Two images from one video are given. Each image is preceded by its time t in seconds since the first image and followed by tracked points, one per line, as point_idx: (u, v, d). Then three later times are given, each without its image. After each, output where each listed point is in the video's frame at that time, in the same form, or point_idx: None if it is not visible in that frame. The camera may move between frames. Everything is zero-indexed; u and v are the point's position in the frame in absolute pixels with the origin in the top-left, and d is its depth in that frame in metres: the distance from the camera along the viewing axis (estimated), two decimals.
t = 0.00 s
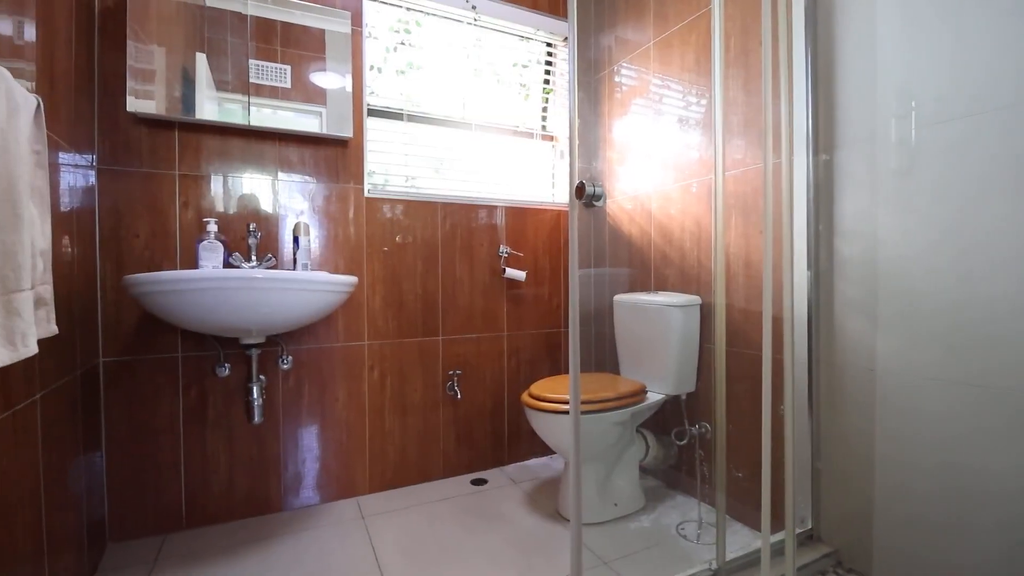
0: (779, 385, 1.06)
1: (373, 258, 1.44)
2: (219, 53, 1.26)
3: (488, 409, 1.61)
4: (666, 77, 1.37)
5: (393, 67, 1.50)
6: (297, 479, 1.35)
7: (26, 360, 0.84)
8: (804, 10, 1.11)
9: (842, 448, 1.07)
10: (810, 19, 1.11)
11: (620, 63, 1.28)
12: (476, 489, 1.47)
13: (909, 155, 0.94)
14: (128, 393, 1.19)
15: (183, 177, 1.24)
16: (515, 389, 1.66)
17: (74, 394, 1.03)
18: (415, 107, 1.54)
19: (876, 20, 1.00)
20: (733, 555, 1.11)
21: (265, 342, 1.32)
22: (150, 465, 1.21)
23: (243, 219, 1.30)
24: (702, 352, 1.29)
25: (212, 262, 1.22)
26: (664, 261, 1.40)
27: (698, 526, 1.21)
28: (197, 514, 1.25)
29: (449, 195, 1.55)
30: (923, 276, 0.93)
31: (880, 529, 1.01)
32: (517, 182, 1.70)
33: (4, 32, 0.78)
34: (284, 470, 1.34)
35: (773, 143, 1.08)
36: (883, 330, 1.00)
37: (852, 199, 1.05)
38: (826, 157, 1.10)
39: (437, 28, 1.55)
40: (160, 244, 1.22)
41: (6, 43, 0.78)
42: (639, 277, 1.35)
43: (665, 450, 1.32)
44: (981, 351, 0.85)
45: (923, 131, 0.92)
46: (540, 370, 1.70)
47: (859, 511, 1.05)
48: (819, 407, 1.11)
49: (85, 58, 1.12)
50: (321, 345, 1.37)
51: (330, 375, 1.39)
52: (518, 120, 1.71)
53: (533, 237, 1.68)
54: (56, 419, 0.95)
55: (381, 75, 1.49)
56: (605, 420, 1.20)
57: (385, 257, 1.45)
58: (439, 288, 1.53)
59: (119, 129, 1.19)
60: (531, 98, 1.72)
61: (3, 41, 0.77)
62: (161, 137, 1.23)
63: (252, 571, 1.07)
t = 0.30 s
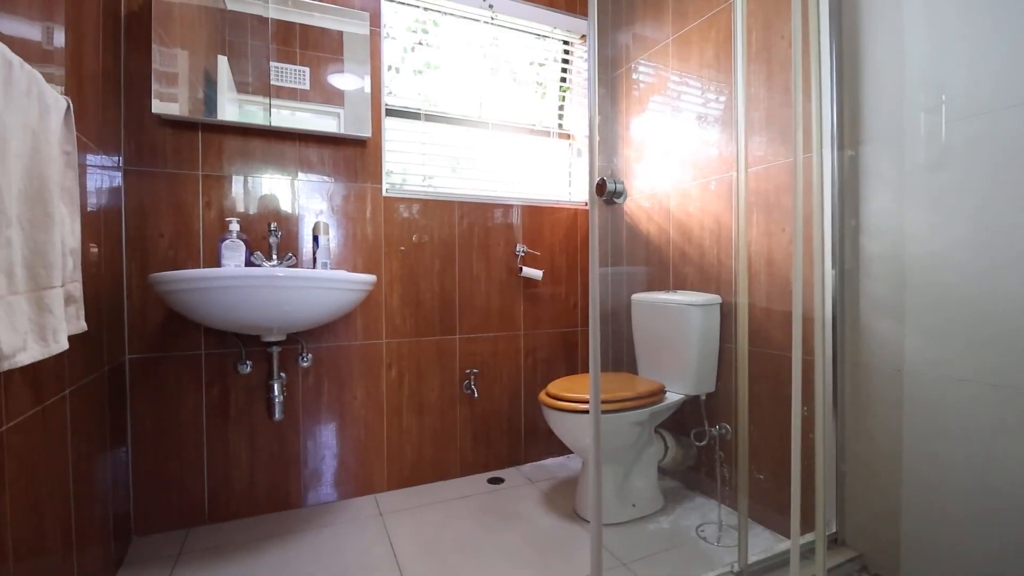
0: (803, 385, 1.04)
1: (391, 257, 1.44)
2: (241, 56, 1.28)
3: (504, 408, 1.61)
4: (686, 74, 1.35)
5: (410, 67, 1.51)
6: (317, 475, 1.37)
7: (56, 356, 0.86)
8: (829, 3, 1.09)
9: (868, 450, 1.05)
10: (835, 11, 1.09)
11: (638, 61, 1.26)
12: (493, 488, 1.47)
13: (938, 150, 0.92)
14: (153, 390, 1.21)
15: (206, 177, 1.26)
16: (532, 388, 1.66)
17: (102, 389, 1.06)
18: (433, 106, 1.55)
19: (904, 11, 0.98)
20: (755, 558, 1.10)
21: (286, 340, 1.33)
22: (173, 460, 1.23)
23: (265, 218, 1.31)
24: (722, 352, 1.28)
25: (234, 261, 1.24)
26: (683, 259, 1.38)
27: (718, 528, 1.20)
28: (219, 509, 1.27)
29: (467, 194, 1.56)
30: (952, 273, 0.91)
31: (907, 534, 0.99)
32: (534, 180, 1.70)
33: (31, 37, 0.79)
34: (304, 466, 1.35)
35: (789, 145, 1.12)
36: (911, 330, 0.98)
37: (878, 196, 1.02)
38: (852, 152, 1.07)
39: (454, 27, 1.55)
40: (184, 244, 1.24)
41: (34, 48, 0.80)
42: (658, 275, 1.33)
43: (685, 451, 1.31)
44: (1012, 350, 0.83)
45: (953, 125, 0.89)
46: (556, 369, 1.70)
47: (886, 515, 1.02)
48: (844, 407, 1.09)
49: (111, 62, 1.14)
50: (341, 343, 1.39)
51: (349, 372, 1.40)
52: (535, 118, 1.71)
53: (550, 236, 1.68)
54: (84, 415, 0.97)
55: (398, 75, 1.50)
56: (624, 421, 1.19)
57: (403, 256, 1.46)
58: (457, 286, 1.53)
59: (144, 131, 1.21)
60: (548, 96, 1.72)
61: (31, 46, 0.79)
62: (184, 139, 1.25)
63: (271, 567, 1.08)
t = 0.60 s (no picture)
0: (827, 387, 1.02)
1: (408, 256, 1.45)
2: (260, 59, 1.30)
3: (520, 408, 1.61)
4: (704, 71, 1.33)
5: (427, 67, 1.52)
6: (335, 473, 1.38)
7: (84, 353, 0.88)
8: None
9: (894, 455, 1.02)
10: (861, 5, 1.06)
11: (655, 58, 1.23)
12: (510, 488, 1.46)
13: (967, 146, 0.88)
14: (176, 387, 1.23)
15: (227, 179, 1.28)
16: (548, 388, 1.65)
17: (126, 387, 1.08)
18: (449, 106, 1.55)
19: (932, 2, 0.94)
20: (777, 562, 1.08)
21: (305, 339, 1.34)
22: (195, 457, 1.25)
23: (284, 219, 1.33)
24: (741, 353, 1.27)
25: (254, 261, 1.25)
26: (702, 259, 1.36)
27: (738, 532, 1.18)
28: (238, 506, 1.29)
29: (482, 194, 1.56)
30: (981, 274, 0.87)
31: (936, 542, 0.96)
32: (550, 180, 1.70)
33: (58, 42, 0.81)
34: (322, 464, 1.36)
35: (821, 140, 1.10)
36: (939, 332, 0.94)
37: (904, 194, 0.99)
38: (878, 149, 1.04)
39: (470, 27, 1.56)
40: (206, 244, 1.26)
41: (61, 53, 0.82)
42: (677, 274, 1.32)
43: (703, 453, 1.29)
44: None
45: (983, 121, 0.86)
46: (572, 369, 1.69)
47: (913, 522, 0.99)
48: (869, 410, 1.06)
49: (135, 66, 1.16)
50: (358, 342, 1.39)
51: (367, 371, 1.41)
52: (551, 118, 1.71)
53: (566, 235, 1.67)
54: (110, 411, 0.99)
55: (415, 76, 1.50)
56: (642, 421, 1.18)
57: (419, 256, 1.46)
58: (473, 286, 1.54)
59: (167, 133, 1.23)
60: (564, 94, 1.71)
61: (58, 51, 0.81)
62: (206, 140, 1.27)
63: (288, 563, 1.10)
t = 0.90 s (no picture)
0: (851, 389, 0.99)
1: (424, 256, 1.46)
2: (279, 62, 1.31)
3: (536, 408, 1.60)
4: (722, 70, 1.30)
5: (443, 68, 1.52)
6: (352, 471, 1.39)
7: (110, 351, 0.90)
8: None
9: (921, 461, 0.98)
10: None
11: (672, 55, 1.21)
12: (526, 489, 1.46)
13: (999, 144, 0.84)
14: (197, 385, 1.25)
15: (247, 180, 1.30)
16: (564, 388, 1.65)
17: (149, 384, 1.10)
18: (465, 107, 1.55)
19: None
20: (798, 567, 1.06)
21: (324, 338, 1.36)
22: (216, 454, 1.27)
23: (303, 219, 1.35)
24: (761, 354, 1.25)
25: (274, 261, 1.26)
26: (721, 258, 1.35)
27: (758, 536, 1.16)
28: (257, 503, 1.30)
29: (498, 194, 1.55)
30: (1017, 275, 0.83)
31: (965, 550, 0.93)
32: (566, 179, 1.69)
33: (84, 47, 0.83)
34: (339, 462, 1.38)
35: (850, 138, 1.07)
36: (969, 335, 0.90)
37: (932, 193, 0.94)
38: (904, 147, 0.98)
39: (486, 27, 1.56)
40: (227, 245, 1.28)
41: (88, 58, 0.84)
42: (695, 274, 1.30)
43: (722, 456, 1.27)
44: None
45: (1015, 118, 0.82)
46: (588, 370, 1.68)
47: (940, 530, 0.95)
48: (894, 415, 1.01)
49: (159, 70, 1.19)
50: (375, 342, 1.40)
51: (385, 370, 1.42)
52: (566, 117, 1.70)
53: (582, 235, 1.66)
54: (134, 409, 1.01)
55: (431, 76, 1.51)
56: (660, 423, 1.17)
57: (435, 256, 1.47)
58: (489, 285, 1.54)
59: (189, 136, 1.26)
60: (580, 93, 1.70)
61: (84, 56, 0.82)
62: (227, 142, 1.29)
63: (305, 560, 1.11)
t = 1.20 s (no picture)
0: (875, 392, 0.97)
1: (439, 256, 1.46)
2: (297, 64, 1.33)
3: (550, 408, 1.60)
4: (739, 66, 1.29)
5: (458, 68, 1.52)
6: (367, 469, 1.40)
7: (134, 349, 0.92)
8: None
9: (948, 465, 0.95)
10: None
11: (688, 53, 1.20)
12: (540, 489, 1.46)
13: None
14: (217, 383, 1.28)
15: (265, 181, 1.32)
16: (578, 389, 1.64)
17: (171, 381, 1.12)
18: (479, 107, 1.56)
19: None
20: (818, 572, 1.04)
21: (340, 337, 1.37)
22: (235, 451, 1.29)
23: (320, 220, 1.36)
24: (781, 355, 1.23)
25: (292, 261, 1.28)
26: (739, 258, 1.33)
27: (777, 540, 1.14)
28: (274, 500, 1.32)
29: (513, 194, 1.55)
30: None
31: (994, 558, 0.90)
32: (581, 179, 1.68)
33: (108, 52, 0.85)
34: (356, 460, 1.39)
35: (873, 131, 1.03)
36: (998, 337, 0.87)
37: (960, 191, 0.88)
38: (928, 142, 0.92)
39: (501, 27, 1.55)
40: (246, 245, 1.30)
41: (111, 62, 0.86)
42: (712, 274, 1.28)
43: (739, 459, 1.24)
44: None
45: None
46: (603, 370, 1.67)
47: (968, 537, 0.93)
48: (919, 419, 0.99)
49: (179, 74, 1.21)
50: (390, 341, 1.41)
51: (400, 369, 1.43)
52: (581, 116, 1.69)
53: (596, 234, 1.65)
54: (156, 406, 1.03)
55: (446, 77, 1.51)
56: (676, 424, 1.15)
57: (449, 256, 1.47)
58: (503, 285, 1.54)
59: (209, 138, 1.28)
60: (595, 92, 1.70)
61: (107, 60, 0.84)
62: (246, 144, 1.31)
63: (321, 557, 1.12)
